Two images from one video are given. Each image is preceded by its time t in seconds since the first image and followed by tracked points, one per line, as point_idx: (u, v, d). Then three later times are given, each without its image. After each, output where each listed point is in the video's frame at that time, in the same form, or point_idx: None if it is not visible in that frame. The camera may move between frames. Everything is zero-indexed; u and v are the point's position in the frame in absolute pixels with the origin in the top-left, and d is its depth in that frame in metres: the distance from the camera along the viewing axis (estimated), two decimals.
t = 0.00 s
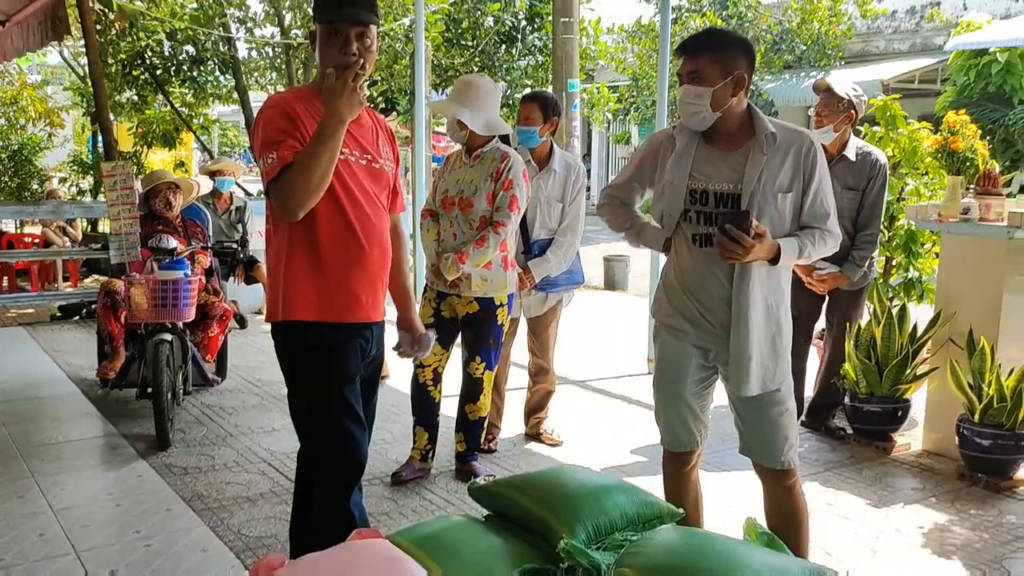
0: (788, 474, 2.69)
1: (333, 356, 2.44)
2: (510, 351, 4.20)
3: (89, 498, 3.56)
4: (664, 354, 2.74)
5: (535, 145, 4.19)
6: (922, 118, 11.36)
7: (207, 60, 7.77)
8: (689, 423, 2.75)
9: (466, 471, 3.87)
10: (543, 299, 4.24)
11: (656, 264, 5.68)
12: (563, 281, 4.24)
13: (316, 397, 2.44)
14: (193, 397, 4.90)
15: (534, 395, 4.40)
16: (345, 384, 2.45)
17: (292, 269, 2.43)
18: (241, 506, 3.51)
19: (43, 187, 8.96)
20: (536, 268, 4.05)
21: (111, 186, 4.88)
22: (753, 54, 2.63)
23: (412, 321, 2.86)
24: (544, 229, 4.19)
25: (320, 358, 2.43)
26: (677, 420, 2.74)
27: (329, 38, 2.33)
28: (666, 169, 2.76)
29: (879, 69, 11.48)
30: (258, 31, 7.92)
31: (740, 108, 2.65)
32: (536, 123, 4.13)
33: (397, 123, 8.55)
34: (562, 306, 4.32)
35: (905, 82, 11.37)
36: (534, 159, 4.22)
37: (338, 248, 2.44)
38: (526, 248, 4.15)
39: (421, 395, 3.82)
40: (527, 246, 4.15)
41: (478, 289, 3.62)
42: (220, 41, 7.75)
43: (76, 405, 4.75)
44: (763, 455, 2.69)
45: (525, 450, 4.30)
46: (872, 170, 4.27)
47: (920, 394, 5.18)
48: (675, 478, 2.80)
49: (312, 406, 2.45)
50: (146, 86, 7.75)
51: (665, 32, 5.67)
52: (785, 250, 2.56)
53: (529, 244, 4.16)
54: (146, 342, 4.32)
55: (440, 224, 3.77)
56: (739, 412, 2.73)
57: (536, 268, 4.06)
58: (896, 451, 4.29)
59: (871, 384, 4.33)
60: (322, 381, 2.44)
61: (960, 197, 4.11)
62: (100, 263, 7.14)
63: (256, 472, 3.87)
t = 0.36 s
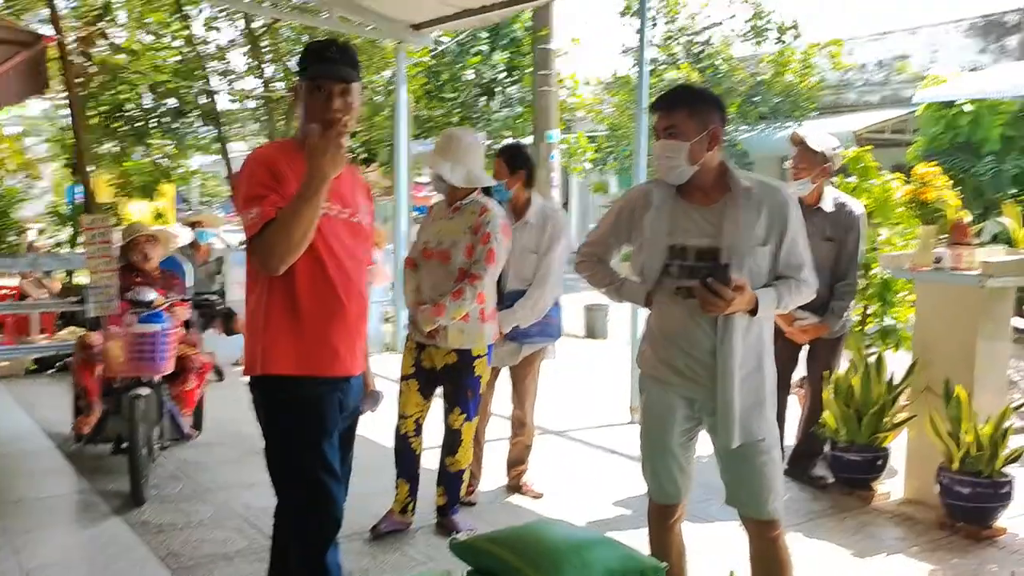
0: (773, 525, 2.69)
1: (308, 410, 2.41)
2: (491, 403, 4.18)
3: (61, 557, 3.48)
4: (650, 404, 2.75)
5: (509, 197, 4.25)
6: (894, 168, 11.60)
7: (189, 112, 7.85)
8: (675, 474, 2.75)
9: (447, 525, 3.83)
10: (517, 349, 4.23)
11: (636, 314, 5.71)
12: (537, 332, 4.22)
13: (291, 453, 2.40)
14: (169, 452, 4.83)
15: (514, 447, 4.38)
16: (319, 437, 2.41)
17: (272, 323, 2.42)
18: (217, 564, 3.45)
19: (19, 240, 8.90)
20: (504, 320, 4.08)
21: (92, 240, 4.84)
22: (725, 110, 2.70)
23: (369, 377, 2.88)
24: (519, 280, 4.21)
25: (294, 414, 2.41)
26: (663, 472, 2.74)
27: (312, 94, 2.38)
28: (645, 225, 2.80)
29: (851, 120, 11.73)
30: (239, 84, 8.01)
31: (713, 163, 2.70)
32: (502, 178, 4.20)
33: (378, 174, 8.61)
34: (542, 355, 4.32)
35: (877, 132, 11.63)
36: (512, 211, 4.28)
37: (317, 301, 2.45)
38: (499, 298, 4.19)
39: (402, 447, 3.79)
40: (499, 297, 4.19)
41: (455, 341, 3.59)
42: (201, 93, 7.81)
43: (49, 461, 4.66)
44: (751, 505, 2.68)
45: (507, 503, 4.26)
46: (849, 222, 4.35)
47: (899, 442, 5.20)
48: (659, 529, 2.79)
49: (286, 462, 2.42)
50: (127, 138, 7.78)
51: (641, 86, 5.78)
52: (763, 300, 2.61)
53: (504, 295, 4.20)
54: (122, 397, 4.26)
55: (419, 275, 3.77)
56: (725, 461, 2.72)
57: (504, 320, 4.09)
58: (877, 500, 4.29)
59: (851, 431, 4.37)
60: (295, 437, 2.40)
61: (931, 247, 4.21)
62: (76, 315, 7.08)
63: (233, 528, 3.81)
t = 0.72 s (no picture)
0: (745, 553, 2.69)
1: (279, 437, 2.35)
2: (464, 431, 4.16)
3: None
4: (621, 432, 2.74)
5: (480, 225, 4.27)
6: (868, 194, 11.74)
7: (164, 138, 7.72)
8: (648, 502, 2.74)
9: (420, 554, 3.79)
10: (489, 377, 4.23)
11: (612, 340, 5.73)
12: (508, 359, 4.22)
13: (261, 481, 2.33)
14: (139, 481, 4.77)
15: (488, 475, 4.35)
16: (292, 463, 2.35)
17: (241, 353, 2.36)
18: None
19: None
20: (473, 347, 4.10)
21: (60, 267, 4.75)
22: (691, 139, 2.73)
23: (364, 400, 2.82)
24: (490, 307, 4.21)
25: (265, 439, 2.35)
26: (635, 499, 2.72)
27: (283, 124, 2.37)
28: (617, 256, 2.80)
29: (825, 147, 11.90)
30: (216, 110, 8.03)
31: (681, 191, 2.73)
32: (471, 206, 4.19)
33: (354, 200, 8.62)
34: (515, 383, 4.31)
35: (851, 159, 11.80)
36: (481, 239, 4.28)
37: (289, 329, 2.40)
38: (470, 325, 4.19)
39: (375, 475, 3.76)
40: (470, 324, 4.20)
41: (433, 368, 3.61)
42: (178, 119, 7.80)
43: (16, 491, 4.59)
44: (724, 533, 2.67)
45: (481, 531, 4.23)
46: (820, 248, 4.38)
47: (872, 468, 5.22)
48: (633, 559, 2.76)
49: (257, 491, 2.33)
50: (102, 164, 7.75)
51: (616, 114, 5.82)
52: (735, 328, 2.62)
53: (474, 322, 4.21)
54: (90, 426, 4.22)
55: (391, 303, 3.76)
56: (698, 490, 2.72)
57: (474, 347, 4.12)
58: (851, 526, 4.30)
59: (824, 457, 4.38)
60: (265, 463, 2.34)
61: (901, 273, 4.24)
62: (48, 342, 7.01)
63: (202, 559, 3.76)
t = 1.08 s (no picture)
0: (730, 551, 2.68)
1: (276, 439, 2.29)
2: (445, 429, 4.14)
3: None
4: (604, 430, 2.73)
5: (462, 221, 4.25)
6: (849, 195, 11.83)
7: (144, 135, 7.62)
8: (632, 500, 2.73)
9: (403, 553, 3.77)
10: (472, 375, 4.21)
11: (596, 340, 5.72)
12: (491, 358, 4.20)
13: (259, 484, 2.27)
14: (118, 481, 4.71)
15: (472, 473, 4.34)
16: (291, 463, 2.31)
17: (236, 364, 2.27)
18: None
19: None
20: (456, 344, 4.09)
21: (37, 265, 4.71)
22: (674, 139, 2.72)
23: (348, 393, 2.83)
24: (473, 305, 4.20)
25: (263, 442, 2.28)
26: (619, 498, 2.71)
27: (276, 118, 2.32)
28: (601, 253, 2.79)
29: (807, 148, 11.96)
30: (197, 107, 7.97)
31: (665, 189, 2.72)
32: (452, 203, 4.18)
33: (337, 199, 8.57)
34: (498, 381, 4.29)
35: (833, 160, 11.88)
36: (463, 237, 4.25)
37: (284, 338, 2.31)
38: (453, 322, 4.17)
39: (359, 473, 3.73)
40: (453, 321, 4.18)
41: (407, 365, 3.59)
42: (158, 117, 7.71)
43: None
44: (707, 531, 2.67)
45: (465, 530, 4.21)
46: (803, 248, 4.39)
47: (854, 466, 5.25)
48: (618, 558, 2.75)
49: (254, 495, 2.27)
50: (80, 161, 7.66)
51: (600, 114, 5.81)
52: (718, 326, 2.61)
53: (457, 320, 4.19)
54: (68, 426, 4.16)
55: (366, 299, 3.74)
56: (682, 488, 2.71)
57: (457, 344, 4.10)
58: (833, 524, 4.32)
59: (807, 455, 4.40)
60: (265, 465, 2.28)
61: (883, 272, 4.26)
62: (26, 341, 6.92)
63: (182, 559, 3.71)
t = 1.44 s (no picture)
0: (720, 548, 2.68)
1: (295, 448, 2.27)
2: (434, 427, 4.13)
3: None
4: (593, 427, 2.74)
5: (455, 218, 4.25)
6: (841, 194, 11.88)
7: (136, 133, 7.58)
8: (621, 497, 2.73)
9: (395, 550, 3.77)
10: (464, 372, 4.20)
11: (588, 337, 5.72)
12: (484, 355, 4.20)
13: (287, 490, 2.26)
14: (109, 479, 4.70)
15: (464, 470, 4.34)
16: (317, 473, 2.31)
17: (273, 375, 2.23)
18: None
19: None
20: (450, 341, 4.07)
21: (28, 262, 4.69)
22: (660, 144, 2.68)
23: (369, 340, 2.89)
24: (465, 302, 4.20)
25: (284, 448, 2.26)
26: (609, 495, 2.72)
27: (289, 112, 2.29)
28: (594, 248, 2.82)
29: (799, 147, 11.99)
30: (189, 104, 7.95)
31: (657, 187, 2.70)
32: (449, 199, 4.17)
33: (330, 197, 8.55)
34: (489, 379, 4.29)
35: (825, 159, 11.91)
36: (454, 234, 4.25)
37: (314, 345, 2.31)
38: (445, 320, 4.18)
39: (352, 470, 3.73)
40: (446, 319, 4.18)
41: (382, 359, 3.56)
42: (150, 113, 7.69)
43: None
44: (695, 529, 2.68)
45: (457, 527, 4.22)
46: (796, 246, 4.41)
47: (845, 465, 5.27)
48: (608, 553, 2.76)
49: (282, 500, 2.26)
50: (72, 158, 7.62)
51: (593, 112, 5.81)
52: (704, 326, 2.60)
53: (449, 318, 4.20)
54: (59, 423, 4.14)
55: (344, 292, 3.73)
56: (671, 487, 2.72)
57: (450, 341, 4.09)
58: (824, 521, 4.34)
59: (798, 454, 4.41)
60: (296, 473, 2.27)
61: (875, 270, 4.27)
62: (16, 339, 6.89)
63: (173, 557, 3.70)
